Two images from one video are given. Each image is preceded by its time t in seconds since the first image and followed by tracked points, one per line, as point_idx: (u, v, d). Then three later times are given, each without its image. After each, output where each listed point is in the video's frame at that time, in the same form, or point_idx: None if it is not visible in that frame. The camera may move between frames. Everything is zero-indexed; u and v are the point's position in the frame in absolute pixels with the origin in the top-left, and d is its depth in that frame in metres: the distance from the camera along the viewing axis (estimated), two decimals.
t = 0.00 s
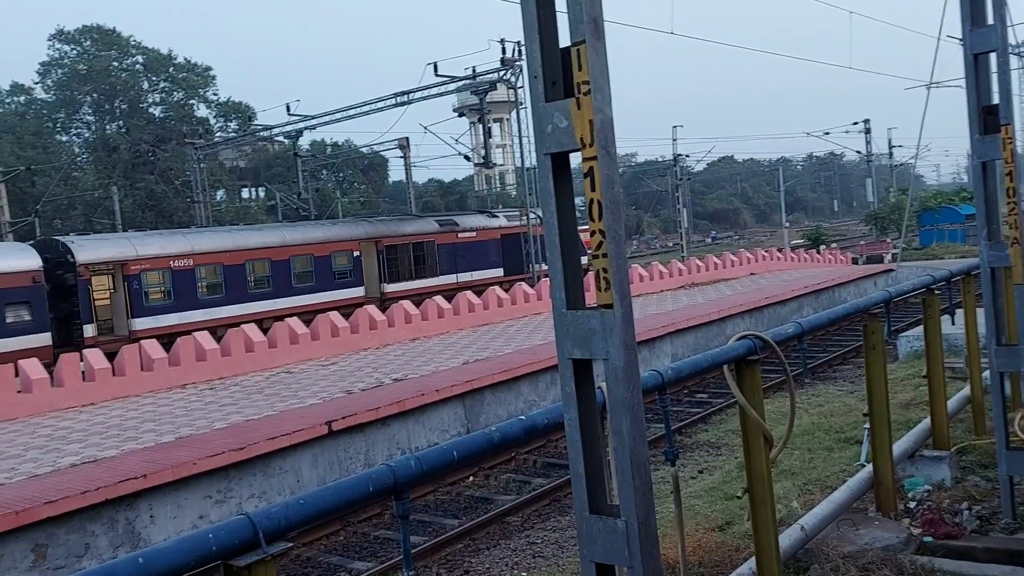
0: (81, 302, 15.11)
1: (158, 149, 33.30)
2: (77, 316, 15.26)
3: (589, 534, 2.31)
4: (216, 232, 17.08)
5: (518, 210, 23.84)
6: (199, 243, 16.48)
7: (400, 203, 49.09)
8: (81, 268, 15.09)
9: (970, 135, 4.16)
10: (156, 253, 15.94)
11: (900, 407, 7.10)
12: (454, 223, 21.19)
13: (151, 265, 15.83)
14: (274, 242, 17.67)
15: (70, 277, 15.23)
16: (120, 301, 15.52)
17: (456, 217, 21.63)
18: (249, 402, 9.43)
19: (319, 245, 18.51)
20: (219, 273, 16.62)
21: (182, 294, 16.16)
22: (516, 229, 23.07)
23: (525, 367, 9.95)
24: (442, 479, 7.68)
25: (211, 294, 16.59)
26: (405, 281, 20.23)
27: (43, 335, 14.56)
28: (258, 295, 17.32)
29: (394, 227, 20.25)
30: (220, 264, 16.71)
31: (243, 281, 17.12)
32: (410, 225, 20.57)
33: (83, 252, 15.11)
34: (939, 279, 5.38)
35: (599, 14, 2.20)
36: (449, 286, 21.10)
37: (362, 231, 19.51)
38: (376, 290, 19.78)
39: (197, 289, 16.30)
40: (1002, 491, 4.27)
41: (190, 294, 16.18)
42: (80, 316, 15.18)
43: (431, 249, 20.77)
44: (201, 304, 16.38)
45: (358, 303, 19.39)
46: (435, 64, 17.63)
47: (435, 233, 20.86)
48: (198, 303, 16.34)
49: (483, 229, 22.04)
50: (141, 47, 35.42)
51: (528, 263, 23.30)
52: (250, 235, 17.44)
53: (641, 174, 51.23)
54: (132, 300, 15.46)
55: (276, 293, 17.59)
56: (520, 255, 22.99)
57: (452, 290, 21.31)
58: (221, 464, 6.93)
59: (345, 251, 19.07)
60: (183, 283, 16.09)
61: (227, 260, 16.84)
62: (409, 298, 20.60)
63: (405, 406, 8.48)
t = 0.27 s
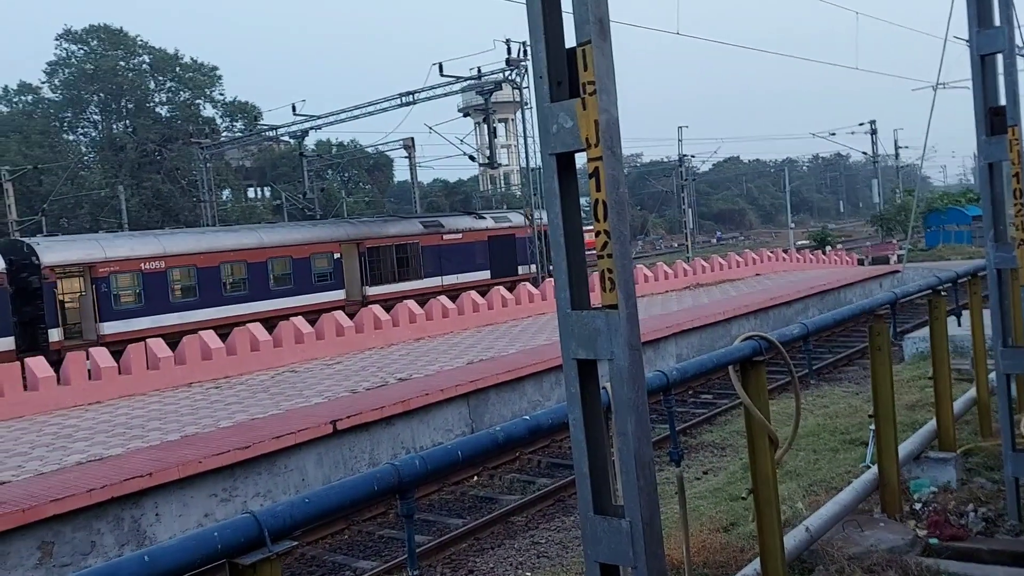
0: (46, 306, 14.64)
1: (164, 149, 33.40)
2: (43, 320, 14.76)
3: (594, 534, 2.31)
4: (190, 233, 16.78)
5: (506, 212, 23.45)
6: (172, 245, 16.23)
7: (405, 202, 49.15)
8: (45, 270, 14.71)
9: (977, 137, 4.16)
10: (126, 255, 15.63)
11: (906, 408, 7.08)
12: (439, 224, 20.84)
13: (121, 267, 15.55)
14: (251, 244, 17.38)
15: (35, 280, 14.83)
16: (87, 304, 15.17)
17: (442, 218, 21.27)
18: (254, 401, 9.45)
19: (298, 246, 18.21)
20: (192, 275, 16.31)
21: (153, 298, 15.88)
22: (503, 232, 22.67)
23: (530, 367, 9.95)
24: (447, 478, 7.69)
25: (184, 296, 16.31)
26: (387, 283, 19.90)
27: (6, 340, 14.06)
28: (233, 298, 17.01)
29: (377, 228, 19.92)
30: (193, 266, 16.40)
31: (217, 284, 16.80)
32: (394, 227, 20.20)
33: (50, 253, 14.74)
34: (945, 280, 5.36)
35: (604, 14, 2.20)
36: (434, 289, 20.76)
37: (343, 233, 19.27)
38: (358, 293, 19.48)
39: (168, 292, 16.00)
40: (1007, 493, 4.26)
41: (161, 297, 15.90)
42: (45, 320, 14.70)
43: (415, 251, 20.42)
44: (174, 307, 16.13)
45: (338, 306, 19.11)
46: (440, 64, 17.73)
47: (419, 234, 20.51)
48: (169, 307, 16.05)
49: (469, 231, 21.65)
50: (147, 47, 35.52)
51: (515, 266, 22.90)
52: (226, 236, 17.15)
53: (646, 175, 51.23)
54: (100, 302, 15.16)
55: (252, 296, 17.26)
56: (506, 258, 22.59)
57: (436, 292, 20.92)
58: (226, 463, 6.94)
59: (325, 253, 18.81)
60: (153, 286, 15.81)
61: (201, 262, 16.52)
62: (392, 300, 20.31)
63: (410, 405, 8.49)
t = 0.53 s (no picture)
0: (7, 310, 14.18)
1: (171, 148, 33.52)
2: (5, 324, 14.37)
3: (597, 536, 2.31)
4: (162, 233, 16.12)
5: (496, 212, 22.98)
6: (142, 246, 15.52)
7: (410, 202, 49.20)
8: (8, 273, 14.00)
9: (984, 139, 4.14)
10: (94, 257, 14.87)
11: (912, 411, 7.06)
12: (424, 226, 20.49)
13: (89, 270, 14.81)
14: (226, 245, 16.76)
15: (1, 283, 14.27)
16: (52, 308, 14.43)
17: (427, 220, 20.87)
18: (259, 400, 9.47)
19: (275, 248, 17.65)
20: (163, 277, 15.67)
21: (122, 301, 15.11)
22: (491, 233, 22.17)
23: (535, 367, 9.95)
24: (451, 478, 7.69)
25: (155, 299, 15.63)
26: (369, 286, 19.50)
27: None
28: (206, 301, 16.33)
29: (359, 231, 19.54)
30: (165, 268, 15.74)
31: (190, 287, 16.12)
32: (377, 228, 19.85)
33: (13, 255, 14.09)
34: (952, 283, 5.34)
35: (610, 14, 2.20)
36: (419, 292, 20.38)
37: (324, 234, 18.78)
38: (337, 296, 19.11)
39: (138, 295, 15.29)
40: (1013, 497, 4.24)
41: (132, 300, 15.17)
42: (7, 324, 14.31)
43: (398, 253, 20.04)
44: (144, 311, 15.42)
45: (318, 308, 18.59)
46: (445, 65, 18.08)
47: (402, 236, 20.13)
48: (139, 310, 15.33)
49: (455, 233, 21.21)
50: (155, 46, 35.62)
51: (503, 268, 22.39)
52: (201, 237, 16.55)
53: (652, 175, 51.21)
54: (66, 306, 14.39)
55: (227, 299, 16.63)
56: (494, 260, 22.10)
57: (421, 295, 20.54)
58: (231, 462, 6.95)
59: (305, 256, 18.27)
60: (123, 288, 15.07)
61: (173, 264, 15.88)
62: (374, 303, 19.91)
63: (415, 405, 8.50)
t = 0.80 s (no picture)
0: None
1: (178, 147, 33.62)
2: None
3: (601, 537, 2.31)
4: (133, 233, 15.50)
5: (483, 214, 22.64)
6: (112, 247, 14.91)
7: (416, 202, 49.26)
8: None
9: (992, 141, 4.12)
10: (62, 258, 14.25)
11: (918, 414, 7.04)
12: (407, 228, 19.97)
13: (56, 271, 14.21)
14: (201, 246, 16.15)
15: None
16: (16, 311, 13.81)
17: (412, 221, 20.40)
18: (264, 399, 9.49)
19: (253, 250, 17.05)
20: (134, 280, 15.07)
21: (90, 303, 14.51)
22: (479, 235, 21.83)
23: (540, 368, 9.95)
24: (456, 478, 7.70)
25: (126, 302, 15.05)
26: (351, 289, 18.76)
27: None
28: (178, 305, 15.72)
29: (342, 232, 18.85)
30: (136, 270, 15.16)
31: (163, 289, 15.54)
32: (358, 229, 19.19)
33: None
34: (959, 285, 5.32)
35: (618, 16, 2.19)
36: (403, 295, 19.72)
37: (304, 235, 18.08)
38: (319, 300, 18.18)
39: (107, 298, 14.68)
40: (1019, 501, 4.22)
41: (101, 302, 14.52)
42: None
43: (383, 254, 19.47)
44: (113, 314, 14.81)
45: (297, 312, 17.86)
46: (452, 65, 18.20)
47: (387, 237, 19.66)
48: (108, 313, 14.73)
49: (441, 234, 20.71)
50: (163, 45, 35.72)
51: (491, 271, 22.06)
52: (175, 237, 15.93)
53: (658, 176, 51.17)
54: (31, 309, 13.79)
55: (201, 302, 16.04)
56: (480, 263, 21.71)
57: (406, 298, 19.99)
58: (236, 461, 6.97)
59: (284, 257, 17.64)
60: (91, 290, 14.43)
61: (144, 266, 15.29)
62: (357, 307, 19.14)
63: (419, 405, 8.50)
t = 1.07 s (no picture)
0: None
1: (187, 146, 33.66)
2: None
3: (605, 540, 2.31)
4: (102, 233, 14.96)
5: (471, 216, 21.95)
6: (79, 248, 14.35)
7: (423, 204, 49.32)
8: None
9: (1001, 149, 4.10)
10: (26, 258, 13.65)
11: (924, 421, 7.02)
12: (393, 230, 19.27)
13: (19, 271, 13.58)
14: (174, 247, 15.62)
15: None
16: None
17: (397, 223, 19.67)
18: (270, 399, 9.51)
19: (229, 251, 16.49)
20: (102, 281, 14.49)
21: (55, 306, 13.91)
22: (466, 238, 21.11)
23: (544, 371, 9.95)
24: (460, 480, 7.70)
25: (94, 305, 14.45)
26: (332, 292, 18.13)
27: None
28: (149, 308, 15.16)
29: (321, 233, 18.25)
30: (105, 271, 14.58)
31: (133, 291, 14.96)
32: (339, 231, 18.54)
33: None
34: (966, 292, 5.30)
35: (627, 19, 2.20)
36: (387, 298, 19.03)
37: (282, 237, 17.47)
38: (297, 303, 17.49)
39: (73, 300, 14.08)
40: None
41: (66, 305, 13.95)
42: None
43: (365, 257, 18.74)
44: (80, 317, 14.20)
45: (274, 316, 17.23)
46: (459, 66, 18.32)
47: (371, 239, 18.85)
48: (74, 316, 14.11)
49: (427, 237, 19.94)
50: (172, 45, 35.88)
51: (478, 275, 21.31)
52: (146, 238, 15.38)
53: (665, 180, 51.14)
54: None
55: (173, 305, 15.46)
56: (468, 267, 20.95)
57: (388, 303, 19.22)
58: (240, 459, 6.98)
59: (261, 259, 17.05)
60: (57, 292, 13.88)
61: (114, 267, 14.74)
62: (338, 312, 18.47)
63: (424, 406, 8.51)
